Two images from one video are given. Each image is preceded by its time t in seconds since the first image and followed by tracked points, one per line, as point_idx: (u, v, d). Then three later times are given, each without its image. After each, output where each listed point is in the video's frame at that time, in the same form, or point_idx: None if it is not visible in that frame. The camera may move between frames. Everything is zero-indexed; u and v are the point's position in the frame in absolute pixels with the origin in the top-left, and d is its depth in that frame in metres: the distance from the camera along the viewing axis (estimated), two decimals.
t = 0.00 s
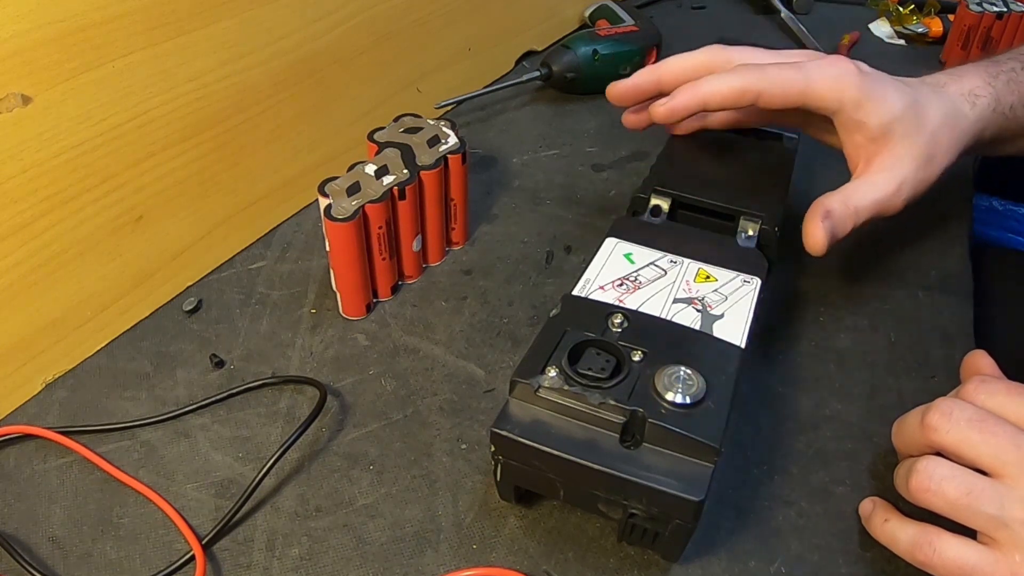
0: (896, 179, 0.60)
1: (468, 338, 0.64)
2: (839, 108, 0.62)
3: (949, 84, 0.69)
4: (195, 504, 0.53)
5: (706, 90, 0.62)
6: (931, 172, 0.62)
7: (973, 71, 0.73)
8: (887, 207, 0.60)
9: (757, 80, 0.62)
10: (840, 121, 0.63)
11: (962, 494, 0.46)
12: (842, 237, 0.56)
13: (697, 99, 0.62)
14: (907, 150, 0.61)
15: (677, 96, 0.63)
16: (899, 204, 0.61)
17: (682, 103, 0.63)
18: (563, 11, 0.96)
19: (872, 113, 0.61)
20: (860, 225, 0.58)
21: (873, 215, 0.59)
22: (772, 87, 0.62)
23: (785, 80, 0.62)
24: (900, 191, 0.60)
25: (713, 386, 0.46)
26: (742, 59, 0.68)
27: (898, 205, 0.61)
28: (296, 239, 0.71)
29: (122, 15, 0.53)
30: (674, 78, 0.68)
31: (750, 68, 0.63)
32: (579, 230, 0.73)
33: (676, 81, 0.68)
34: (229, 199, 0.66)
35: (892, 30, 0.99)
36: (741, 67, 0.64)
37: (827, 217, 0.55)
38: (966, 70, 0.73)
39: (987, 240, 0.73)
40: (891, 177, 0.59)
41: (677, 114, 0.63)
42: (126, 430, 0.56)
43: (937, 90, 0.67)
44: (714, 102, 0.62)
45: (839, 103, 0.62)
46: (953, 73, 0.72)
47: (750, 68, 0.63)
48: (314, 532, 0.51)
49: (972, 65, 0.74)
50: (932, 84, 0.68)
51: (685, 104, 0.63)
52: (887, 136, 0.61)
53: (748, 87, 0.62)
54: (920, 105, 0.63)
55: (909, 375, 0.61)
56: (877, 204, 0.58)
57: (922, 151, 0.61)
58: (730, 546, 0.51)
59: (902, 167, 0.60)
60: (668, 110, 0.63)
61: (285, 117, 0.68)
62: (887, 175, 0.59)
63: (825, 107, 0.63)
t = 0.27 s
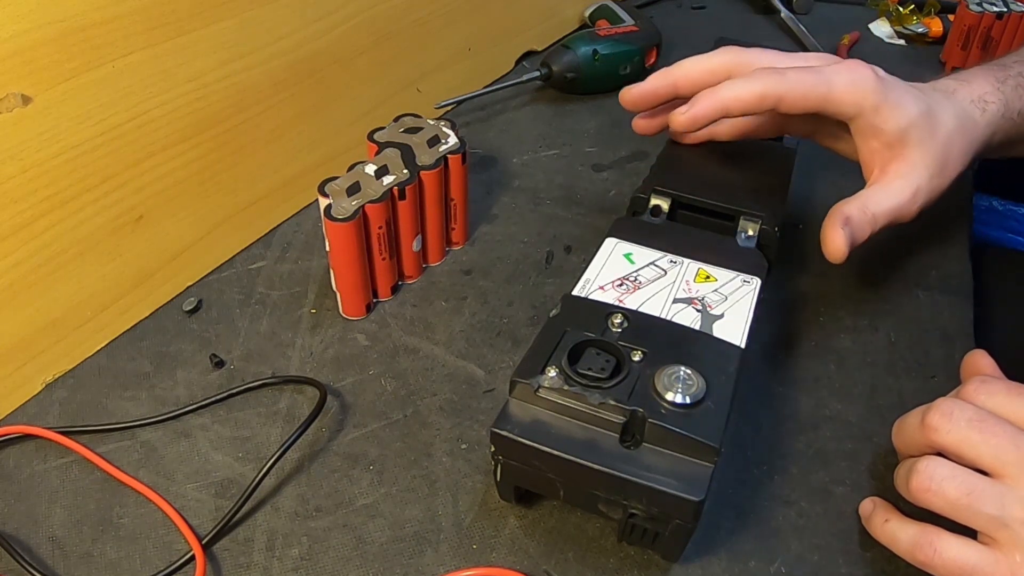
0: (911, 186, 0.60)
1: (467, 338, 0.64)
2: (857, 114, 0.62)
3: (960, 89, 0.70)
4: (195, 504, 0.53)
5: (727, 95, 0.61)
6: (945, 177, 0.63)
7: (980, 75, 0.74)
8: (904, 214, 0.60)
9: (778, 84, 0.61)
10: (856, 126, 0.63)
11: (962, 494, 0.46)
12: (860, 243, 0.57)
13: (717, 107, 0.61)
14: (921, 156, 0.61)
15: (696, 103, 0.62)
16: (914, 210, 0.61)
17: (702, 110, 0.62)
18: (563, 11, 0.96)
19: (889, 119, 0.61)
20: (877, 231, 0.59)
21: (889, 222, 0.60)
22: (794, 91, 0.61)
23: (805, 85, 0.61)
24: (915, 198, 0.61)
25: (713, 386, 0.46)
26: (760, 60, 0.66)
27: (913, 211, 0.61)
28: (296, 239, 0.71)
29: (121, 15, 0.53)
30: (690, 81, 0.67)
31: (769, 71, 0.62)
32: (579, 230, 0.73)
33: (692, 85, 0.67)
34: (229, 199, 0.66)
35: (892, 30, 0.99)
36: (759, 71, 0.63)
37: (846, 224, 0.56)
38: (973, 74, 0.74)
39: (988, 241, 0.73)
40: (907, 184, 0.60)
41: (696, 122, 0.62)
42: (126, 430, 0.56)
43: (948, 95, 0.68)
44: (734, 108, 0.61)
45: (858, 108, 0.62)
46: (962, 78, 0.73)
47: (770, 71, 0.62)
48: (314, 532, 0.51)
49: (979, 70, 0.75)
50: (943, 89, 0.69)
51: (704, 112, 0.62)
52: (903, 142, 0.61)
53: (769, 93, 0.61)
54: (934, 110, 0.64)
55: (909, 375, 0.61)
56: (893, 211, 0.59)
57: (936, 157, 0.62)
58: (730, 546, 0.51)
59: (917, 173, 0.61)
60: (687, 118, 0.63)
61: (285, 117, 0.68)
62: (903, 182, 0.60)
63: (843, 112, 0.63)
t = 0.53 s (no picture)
0: (912, 210, 0.61)
1: (468, 338, 0.64)
2: (860, 137, 0.62)
3: (962, 108, 0.70)
4: (195, 504, 0.53)
5: (731, 122, 0.60)
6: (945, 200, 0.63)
7: (982, 92, 0.74)
8: (903, 236, 0.61)
9: (782, 110, 0.60)
10: (858, 149, 0.63)
11: (963, 494, 0.46)
12: (858, 265, 0.58)
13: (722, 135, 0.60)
14: (923, 179, 0.61)
15: (700, 131, 0.61)
16: (914, 233, 0.62)
17: (707, 139, 0.61)
18: (563, 11, 0.96)
19: (891, 142, 0.61)
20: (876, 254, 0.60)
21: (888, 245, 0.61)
22: (797, 116, 0.61)
23: (808, 110, 0.61)
24: (915, 221, 0.61)
25: (713, 386, 0.46)
26: (762, 84, 0.65)
27: (913, 233, 0.62)
28: (296, 239, 0.71)
29: (121, 15, 0.53)
30: (693, 107, 0.66)
31: (772, 96, 0.62)
32: (579, 230, 0.73)
33: (695, 111, 0.66)
34: (229, 199, 0.66)
35: (892, 30, 0.99)
36: (762, 96, 0.62)
37: (845, 247, 0.57)
38: (975, 91, 0.74)
39: (987, 241, 0.71)
40: (907, 208, 0.61)
41: (702, 151, 0.61)
42: (126, 430, 0.56)
43: (950, 116, 0.68)
44: (738, 135, 0.60)
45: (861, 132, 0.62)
46: (964, 96, 0.73)
47: (773, 96, 0.62)
48: (314, 531, 0.51)
49: (981, 86, 0.75)
50: (945, 109, 0.69)
51: (710, 140, 0.61)
52: (905, 165, 0.62)
53: (773, 119, 0.60)
54: (935, 132, 0.64)
55: (909, 376, 0.61)
56: (893, 235, 0.60)
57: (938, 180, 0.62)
58: (730, 546, 0.51)
59: (919, 197, 0.61)
60: (693, 148, 0.61)
61: (285, 117, 0.68)
62: (902, 206, 0.60)
63: (845, 135, 0.63)
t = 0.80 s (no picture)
0: (912, 212, 0.61)
1: (468, 338, 0.64)
2: (860, 140, 0.62)
3: (962, 113, 0.70)
4: (195, 504, 0.53)
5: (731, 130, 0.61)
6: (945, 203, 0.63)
7: (982, 96, 0.74)
8: (903, 239, 0.61)
9: (781, 115, 0.61)
10: (858, 152, 0.63)
11: (963, 494, 0.46)
12: (857, 268, 0.59)
13: (721, 142, 0.61)
14: (923, 182, 0.62)
15: (700, 139, 0.62)
16: (914, 235, 0.62)
17: (707, 147, 0.61)
18: (563, 11, 0.96)
19: (891, 145, 0.61)
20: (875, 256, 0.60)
21: (887, 247, 0.61)
22: (797, 121, 0.61)
23: (808, 114, 0.61)
24: (915, 224, 0.61)
25: (713, 386, 0.46)
26: (763, 90, 0.66)
27: (913, 235, 0.62)
28: (296, 238, 0.71)
29: (121, 15, 0.53)
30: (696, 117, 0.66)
31: (772, 102, 0.62)
32: (579, 230, 0.73)
33: (698, 120, 0.66)
34: (229, 199, 0.66)
35: (892, 30, 0.99)
36: (761, 101, 0.62)
37: (843, 249, 0.57)
38: (975, 95, 0.74)
39: (986, 241, 0.71)
40: (906, 210, 0.61)
41: (703, 159, 0.61)
42: (126, 430, 0.56)
43: (950, 120, 0.68)
44: (738, 142, 0.61)
45: (861, 135, 0.62)
46: (964, 100, 0.73)
47: (772, 101, 0.62)
48: (314, 531, 0.51)
49: (981, 89, 0.75)
50: (945, 113, 0.69)
51: (710, 148, 0.61)
52: (905, 168, 0.62)
53: (772, 125, 0.61)
54: (935, 135, 0.64)
55: (909, 376, 0.61)
56: (892, 238, 0.60)
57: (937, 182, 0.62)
58: (730, 546, 0.51)
59: (919, 200, 0.61)
60: (693, 157, 0.61)
61: (284, 117, 0.68)
62: (902, 208, 0.61)
63: (845, 138, 0.63)
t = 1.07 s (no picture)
0: (912, 222, 0.61)
1: (468, 338, 0.64)
2: (862, 149, 0.62)
3: (961, 121, 0.70)
4: (195, 504, 0.53)
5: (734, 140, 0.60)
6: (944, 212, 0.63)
7: (981, 103, 0.74)
8: (902, 248, 0.61)
9: (784, 125, 0.60)
10: (859, 161, 0.63)
11: (963, 494, 0.46)
12: (855, 274, 0.59)
13: (725, 153, 0.60)
14: (923, 192, 0.62)
15: (704, 149, 0.61)
16: (914, 244, 0.62)
17: (711, 158, 0.60)
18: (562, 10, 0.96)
19: (892, 154, 0.61)
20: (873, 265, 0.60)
21: (885, 256, 0.61)
22: (800, 131, 0.61)
23: (811, 124, 0.61)
24: (915, 233, 0.62)
25: (713, 386, 0.46)
26: (764, 100, 0.65)
27: (912, 244, 0.62)
28: (296, 238, 0.71)
29: (121, 15, 0.53)
30: (698, 128, 0.65)
31: (774, 112, 0.61)
32: (579, 230, 0.73)
33: (701, 132, 0.65)
34: (229, 199, 0.66)
35: (892, 30, 0.99)
36: (764, 111, 0.62)
37: (841, 258, 0.57)
38: (974, 102, 0.74)
39: (987, 241, 0.70)
40: (906, 220, 0.61)
41: (707, 171, 0.60)
42: (126, 430, 0.56)
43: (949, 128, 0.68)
44: (741, 152, 0.60)
45: (863, 144, 0.62)
46: (963, 108, 0.73)
47: (775, 111, 0.61)
48: (314, 531, 0.51)
49: (979, 97, 0.75)
50: (945, 122, 0.69)
51: (714, 159, 0.60)
52: (906, 178, 0.62)
53: (773, 136, 0.60)
54: (935, 144, 0.64)
55: (909, 376, 0.61)
56: (891, 246, 0.60)
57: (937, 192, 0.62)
58: (730, 546, 0.51)
59: (919, 209, 0.61)
60: (697, 168, 0.60)
61: (285, 116, 0.68)
62: (902, 218, 0.61)
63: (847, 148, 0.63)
